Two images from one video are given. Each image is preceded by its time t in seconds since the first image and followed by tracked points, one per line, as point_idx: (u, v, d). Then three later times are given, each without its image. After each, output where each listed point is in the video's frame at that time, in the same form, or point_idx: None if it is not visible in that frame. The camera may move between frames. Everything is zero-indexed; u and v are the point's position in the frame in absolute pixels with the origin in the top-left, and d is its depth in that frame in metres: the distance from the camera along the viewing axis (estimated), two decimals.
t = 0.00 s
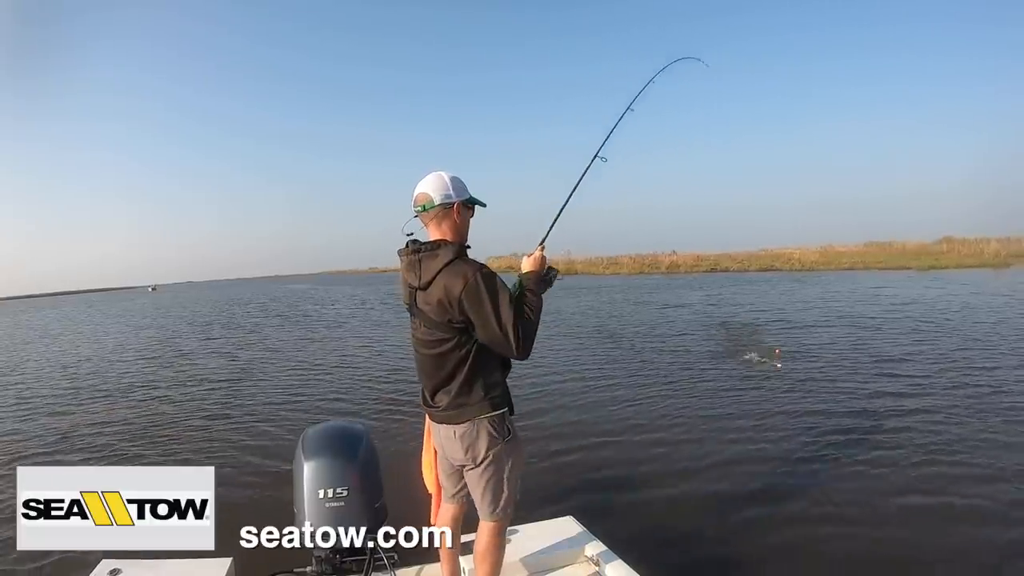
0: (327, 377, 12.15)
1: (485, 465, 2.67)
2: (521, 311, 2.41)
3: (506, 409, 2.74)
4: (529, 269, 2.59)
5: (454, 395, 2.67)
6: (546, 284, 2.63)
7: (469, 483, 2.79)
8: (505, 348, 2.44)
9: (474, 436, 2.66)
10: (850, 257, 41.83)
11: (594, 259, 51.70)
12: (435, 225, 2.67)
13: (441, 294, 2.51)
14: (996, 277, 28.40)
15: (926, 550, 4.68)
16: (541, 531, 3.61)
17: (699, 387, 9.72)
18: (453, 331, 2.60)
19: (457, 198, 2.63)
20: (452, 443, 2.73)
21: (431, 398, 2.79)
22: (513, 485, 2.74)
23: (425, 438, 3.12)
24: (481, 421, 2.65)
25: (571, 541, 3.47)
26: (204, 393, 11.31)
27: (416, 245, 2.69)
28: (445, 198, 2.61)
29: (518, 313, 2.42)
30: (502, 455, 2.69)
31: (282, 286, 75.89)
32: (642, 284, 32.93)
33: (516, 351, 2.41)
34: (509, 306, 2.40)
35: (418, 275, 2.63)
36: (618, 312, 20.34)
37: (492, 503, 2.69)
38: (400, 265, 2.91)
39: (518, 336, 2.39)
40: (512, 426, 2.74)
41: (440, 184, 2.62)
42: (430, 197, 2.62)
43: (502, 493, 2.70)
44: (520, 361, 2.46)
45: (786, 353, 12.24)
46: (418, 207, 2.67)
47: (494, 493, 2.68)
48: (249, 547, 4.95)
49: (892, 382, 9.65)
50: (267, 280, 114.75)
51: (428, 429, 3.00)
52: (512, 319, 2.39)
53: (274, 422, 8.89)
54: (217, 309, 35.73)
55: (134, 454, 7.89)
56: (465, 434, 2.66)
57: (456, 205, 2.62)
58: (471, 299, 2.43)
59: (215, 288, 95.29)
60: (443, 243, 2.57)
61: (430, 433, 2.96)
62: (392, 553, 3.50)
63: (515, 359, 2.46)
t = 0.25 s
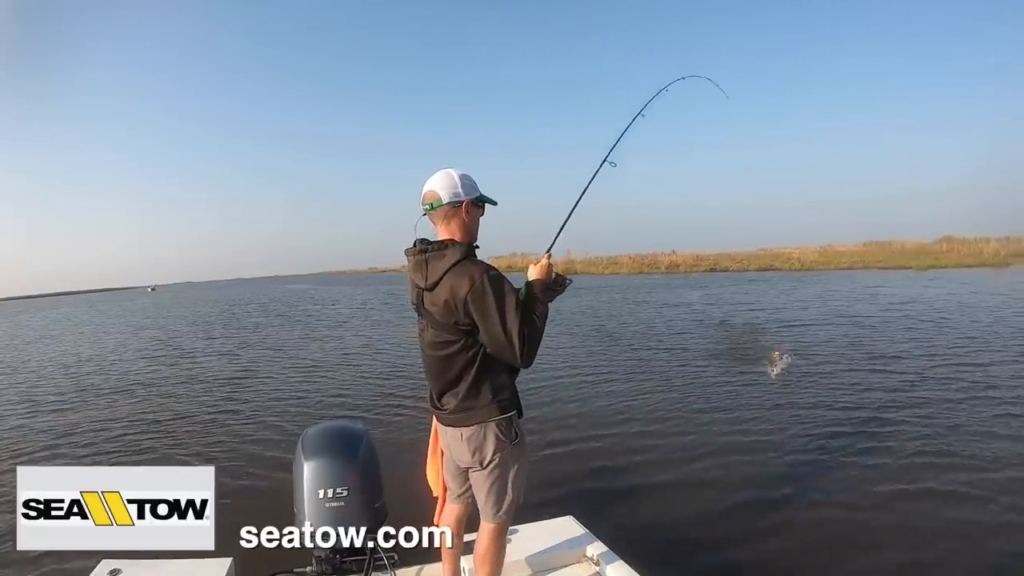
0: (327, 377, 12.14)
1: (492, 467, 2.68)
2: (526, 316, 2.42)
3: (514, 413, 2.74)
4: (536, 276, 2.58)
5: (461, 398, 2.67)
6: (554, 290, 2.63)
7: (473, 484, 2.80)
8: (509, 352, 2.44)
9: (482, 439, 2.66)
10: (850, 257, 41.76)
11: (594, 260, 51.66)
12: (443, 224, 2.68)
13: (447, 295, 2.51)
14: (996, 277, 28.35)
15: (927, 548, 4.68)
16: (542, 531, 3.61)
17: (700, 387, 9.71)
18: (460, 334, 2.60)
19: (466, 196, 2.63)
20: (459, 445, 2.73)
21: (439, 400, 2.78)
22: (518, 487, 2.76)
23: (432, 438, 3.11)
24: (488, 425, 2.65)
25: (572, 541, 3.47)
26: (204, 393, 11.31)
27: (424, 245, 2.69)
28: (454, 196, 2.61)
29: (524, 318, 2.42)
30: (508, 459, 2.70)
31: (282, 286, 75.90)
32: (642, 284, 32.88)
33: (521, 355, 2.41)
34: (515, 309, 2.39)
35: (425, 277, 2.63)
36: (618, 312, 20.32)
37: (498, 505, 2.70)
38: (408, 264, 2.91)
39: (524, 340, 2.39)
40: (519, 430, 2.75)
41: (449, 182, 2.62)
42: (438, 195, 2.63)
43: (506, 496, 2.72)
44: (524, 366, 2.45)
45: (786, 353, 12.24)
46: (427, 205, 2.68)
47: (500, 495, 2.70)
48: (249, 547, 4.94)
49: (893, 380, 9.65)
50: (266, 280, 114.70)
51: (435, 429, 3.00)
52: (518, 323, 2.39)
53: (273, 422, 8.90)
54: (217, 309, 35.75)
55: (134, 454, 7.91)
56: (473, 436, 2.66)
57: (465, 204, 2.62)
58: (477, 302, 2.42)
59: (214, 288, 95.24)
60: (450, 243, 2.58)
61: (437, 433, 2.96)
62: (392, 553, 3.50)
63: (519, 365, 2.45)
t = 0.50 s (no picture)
0: (327, 377, 12.15)
1: (494, 471, 2.68)
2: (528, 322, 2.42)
3: (518, 416, 2.74)
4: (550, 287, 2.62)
5: (464, 401, 2.67)
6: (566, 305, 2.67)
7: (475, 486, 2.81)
8: (509, 358, 2.44)
9: (485, 442, 2.67)
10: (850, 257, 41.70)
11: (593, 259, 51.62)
12: (451, 224, 2.69)
13: (451, 296, 2.52)
14: (996, 277, 28.31)
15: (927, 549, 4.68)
16: (542, 531, 3.62)
17: (700, 387, 9.72)
18: (463, 336, 2.60)
19: (474, 196, 2.63)
20: (462, 448, 2.74)
21: (442, 403, 2.79)
22: (520, 490, 2.76)
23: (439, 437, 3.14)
24: (491, 428, 2.66)
25: (572, 541, 3.48)
26: (203, 393, 11.32)
27: (430, 245, 2.70)
28: (461, 196, 2.62)
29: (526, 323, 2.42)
30: (510, 462, 2.70)
31: (282, 286, 75.91)
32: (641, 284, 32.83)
33: (521, 361, 2.41)
34: (516, 314, 2.40)
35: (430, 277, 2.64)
36: (618, 311, 20.32)
37: (500, 508, 2.71)
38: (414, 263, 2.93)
39: (524, 346, 2.39)
40: (522, 434, 2.75)
41: (456, 181, 2.62)
42: (446, 195, 2.64)
43: (508, 499, 2.72)
44: (525, 372, 2.45)
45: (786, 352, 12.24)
46: (434, 204, 2.69)
47: (502, 498, 2.70)
48: (249, 547, 4.95)
49: (892, 381, 9.65)
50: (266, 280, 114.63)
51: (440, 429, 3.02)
52: (519, 329, 2.39)
53: (273, 422, 8.90)
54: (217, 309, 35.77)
55: (135, 453, 7.92)
56: (476, 440, 2.67)
57: (473, 204, 2.62)
58: (478, 305, 2.43)
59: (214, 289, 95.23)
60: (456, 243, 2.59)
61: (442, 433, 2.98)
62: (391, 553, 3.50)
63: (520, 371, 2.45)
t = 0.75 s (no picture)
0: (326, 377, 12.15)
1: (493, 476, 2.69)
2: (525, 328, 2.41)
3: (518, 421, 2.74)
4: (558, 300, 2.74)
5: (463, 405, 2.67)
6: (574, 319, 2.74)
7: (475, 489, 2.81)
8: (504, 364, 2.43)
9: (484, 446, 2.67)
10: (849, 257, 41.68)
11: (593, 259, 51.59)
12: (453, 225, 2.70)
13: (450, 298, 2.52)
14: (995, 277, 28.29)
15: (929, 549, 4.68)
16: (542, 530, 3.63)
17: (699, 387, 9.73)
18: (462, 340, 2.61)
19: (477, 197, 2.63)
20: (463, 452, 2.75)
21: (442, 405, 2.79)
22: (520, 493, 2.77)
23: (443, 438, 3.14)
24: (490, 433, 2.66)
25: (571, 540, 3.49)
26: (204, 393, 11.32)
27: (432, 244, 2.71)
28: (464, 196, 2.61)
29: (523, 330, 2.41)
30: (509, 467, 2.71)
31: (282, 286, 75.93)
32: (641, 284, 32.79)
33: (517, 368, 2.41)
34: (514, 320, 2.39)
35: (431, 278, 2.65)
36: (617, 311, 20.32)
37: (499, 512, 2.72)
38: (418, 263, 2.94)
39: (520, 353, 2.38)
40: (522, 439, 2.75)
41: (459, 181, 2.62)
42: (448, 195, 2.64)
43: (508, 502, 2.73)
44: (521, 380, 2.45)
45: (785, 351, 12.25)
46: (437, 204, 2.70)
47: (502, 502, 2.71)
48: (248, 547, 4.95)
49: (892, 382, 9.66)
50: (265, 280, 114.63)
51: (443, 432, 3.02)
52: (516, 335, 2.38)
53: (274, 422, 8.90)
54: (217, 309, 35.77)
55: (135, 453, 7.92)
56: (475, 444, 2.67)
57: (476, 205, 2.62)
58: (476, 309, 2.43)
59: (214, 288, 95.28)
60: (457, 244, 2.59)
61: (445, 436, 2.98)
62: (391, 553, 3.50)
63: (515, 378, 2.45)
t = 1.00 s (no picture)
0: (326, 377, 12.14)
1: (490, 478, 2.69)
2: (519, 332, 2.41)
3: (516, 423, 2.73)
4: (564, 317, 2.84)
5: (459, 406, 2.68)
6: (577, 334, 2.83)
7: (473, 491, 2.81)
8: (497, 367, 2.43)
9: (480, 448, 2.67)
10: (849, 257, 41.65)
11: (593, 259, 51.57)
12: (454, 225, 2.71)
13: (447, 298, 2.52)
14: (995, 276, 28.26)
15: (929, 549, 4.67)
16: (542, 530, 3.62)
17: (699, 387, 9.73)
18: (458, 341, 2.61)
19: (478, 197, 2.63)
20: (460, 453, 2.75)
21: (439, 406, 2.79)
22: (519, 495, 2.77)
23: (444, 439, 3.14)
24: (486, 435, 2.66)
25: (571, 540, 3.48)
26: (204, 392, 11.32)
27: (433, 243, 2.72)
28: (464, 196, 2.62)
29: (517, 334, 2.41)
30: (506, 469, 2.70)
31: (282, 286, 75.92)
32: (640, 283, 32.76)
33: (509, 372, 2.41)
34: (508, 323, 2.39)
35: (429, 278, 2.65)
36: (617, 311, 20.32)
37: (497, 513, 2.72)
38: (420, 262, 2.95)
39: (513, 357, 2.38)
40: (519, 441, 2.74)
41: (459, 180, 2.63)
42: (449, 195, 2.65)
43: (506, 504, 2.73)
44: (513, 384, 2.44)
45: (785, 351, 12.25)
46: (439, 204, 2.71)
47: (499, 504, 2.71)
48: (248, 547, 4.94)
49: (892, 380, 9.66)
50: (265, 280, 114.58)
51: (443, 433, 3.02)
52: (509, 339, 2.38)
53: (274, 422, 8.90)
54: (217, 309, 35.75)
55: (135, 453, 7.92)
56: (471, 446, 2.67)
57: (476, 205, 2.63)
58: (471, 310, 2.43)
59: (214, 289, 95.27)
60: (457, 244, 2.60)
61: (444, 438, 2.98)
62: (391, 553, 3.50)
63: (507, 382, 2.45)
